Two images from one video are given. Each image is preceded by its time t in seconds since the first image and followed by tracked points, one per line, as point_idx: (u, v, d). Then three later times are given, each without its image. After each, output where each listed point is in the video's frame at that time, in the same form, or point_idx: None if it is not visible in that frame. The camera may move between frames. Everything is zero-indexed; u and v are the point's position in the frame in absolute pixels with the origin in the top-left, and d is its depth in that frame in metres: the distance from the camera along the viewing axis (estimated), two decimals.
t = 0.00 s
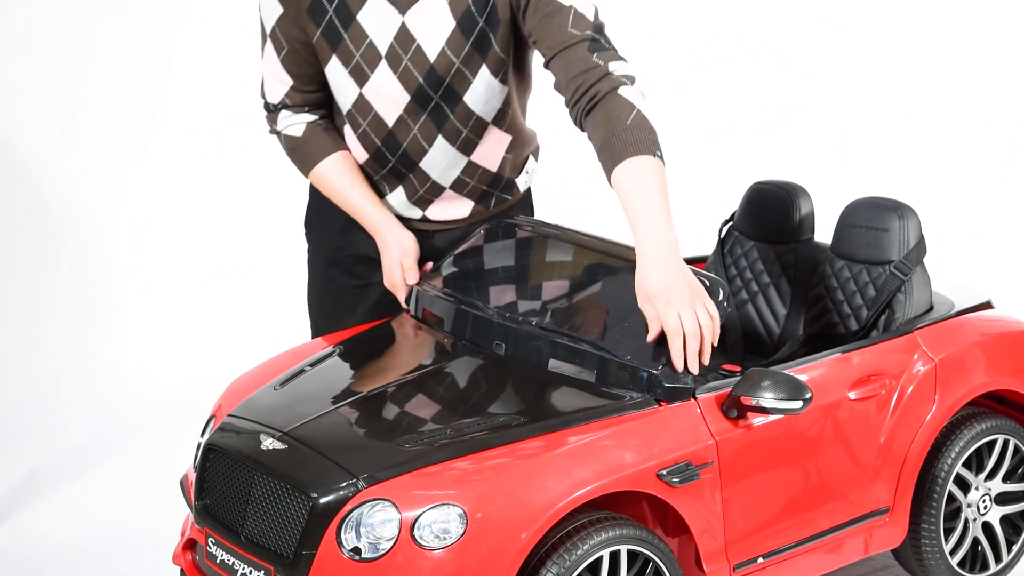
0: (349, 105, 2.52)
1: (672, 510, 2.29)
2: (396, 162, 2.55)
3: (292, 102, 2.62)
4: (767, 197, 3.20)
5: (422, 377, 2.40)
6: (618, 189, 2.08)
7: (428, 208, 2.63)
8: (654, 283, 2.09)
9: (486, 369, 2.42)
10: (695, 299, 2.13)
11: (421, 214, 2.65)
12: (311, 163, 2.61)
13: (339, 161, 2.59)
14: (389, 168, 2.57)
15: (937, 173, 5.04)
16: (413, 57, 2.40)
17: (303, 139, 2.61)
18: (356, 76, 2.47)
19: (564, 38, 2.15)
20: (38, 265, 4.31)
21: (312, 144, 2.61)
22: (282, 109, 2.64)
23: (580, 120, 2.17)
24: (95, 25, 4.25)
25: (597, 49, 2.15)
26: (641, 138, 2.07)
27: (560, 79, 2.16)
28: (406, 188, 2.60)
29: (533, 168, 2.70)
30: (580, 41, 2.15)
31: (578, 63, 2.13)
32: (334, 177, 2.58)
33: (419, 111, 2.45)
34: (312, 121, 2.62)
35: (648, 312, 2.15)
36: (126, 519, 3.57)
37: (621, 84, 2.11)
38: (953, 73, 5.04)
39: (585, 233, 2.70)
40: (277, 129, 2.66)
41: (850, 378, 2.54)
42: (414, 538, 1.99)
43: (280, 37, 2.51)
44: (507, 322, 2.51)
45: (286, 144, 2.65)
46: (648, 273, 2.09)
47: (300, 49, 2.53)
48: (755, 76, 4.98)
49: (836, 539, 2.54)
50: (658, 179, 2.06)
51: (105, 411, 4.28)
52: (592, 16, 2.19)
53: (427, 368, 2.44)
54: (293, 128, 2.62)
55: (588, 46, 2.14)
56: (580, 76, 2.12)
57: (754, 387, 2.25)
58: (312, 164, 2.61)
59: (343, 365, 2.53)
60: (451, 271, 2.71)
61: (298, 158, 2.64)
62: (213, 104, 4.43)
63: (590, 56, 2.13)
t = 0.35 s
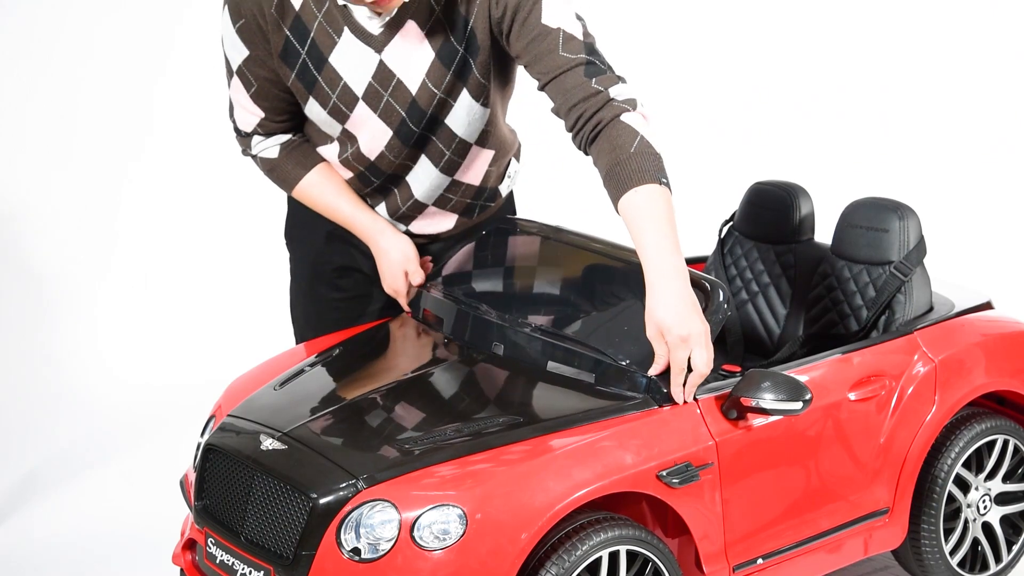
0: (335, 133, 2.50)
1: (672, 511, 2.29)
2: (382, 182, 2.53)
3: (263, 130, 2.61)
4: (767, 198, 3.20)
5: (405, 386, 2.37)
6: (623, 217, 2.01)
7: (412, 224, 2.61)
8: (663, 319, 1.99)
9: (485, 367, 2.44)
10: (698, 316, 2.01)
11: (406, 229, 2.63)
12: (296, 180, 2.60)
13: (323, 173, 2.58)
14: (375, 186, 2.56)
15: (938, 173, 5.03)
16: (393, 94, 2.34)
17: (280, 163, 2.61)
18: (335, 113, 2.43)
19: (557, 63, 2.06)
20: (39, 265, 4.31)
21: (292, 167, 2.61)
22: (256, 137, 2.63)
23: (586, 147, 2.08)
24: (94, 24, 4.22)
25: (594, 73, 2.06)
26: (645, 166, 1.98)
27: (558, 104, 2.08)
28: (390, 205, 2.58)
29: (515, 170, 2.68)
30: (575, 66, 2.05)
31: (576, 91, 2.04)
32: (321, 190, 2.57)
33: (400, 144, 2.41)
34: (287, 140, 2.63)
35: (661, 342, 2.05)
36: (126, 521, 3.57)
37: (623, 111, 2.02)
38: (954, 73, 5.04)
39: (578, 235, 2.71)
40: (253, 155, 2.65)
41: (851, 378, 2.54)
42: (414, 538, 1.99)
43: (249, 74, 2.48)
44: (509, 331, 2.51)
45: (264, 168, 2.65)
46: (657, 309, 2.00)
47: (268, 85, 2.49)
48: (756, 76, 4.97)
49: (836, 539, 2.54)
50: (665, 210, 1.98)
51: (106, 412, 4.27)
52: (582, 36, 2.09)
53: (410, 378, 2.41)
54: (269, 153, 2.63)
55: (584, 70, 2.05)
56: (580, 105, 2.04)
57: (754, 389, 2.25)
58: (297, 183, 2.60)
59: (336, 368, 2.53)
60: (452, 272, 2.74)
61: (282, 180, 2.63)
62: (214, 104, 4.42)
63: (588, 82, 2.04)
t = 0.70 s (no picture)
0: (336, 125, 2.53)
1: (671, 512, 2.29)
2: (383, 180, 2.56)
3: (286, 109, 2.68)
4: (766, 199, 3.19)
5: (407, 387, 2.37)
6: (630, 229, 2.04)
7: (416, 220, 2.66)
8: (672, 332, 2.04)
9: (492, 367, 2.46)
10: (718, 331, 2.05)
11: (410, 226, 2.69)
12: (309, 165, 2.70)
13: (336, 171, 2.69)
14: (374, 190, 2.60)
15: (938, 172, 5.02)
16: (399, 91, 2.39)
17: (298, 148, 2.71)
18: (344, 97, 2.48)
19: (562, 71, 2.11)
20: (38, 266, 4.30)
21: (306, 154, 2.71)
22: (280, 115, 2.70)
23: (590, 156, 2.12)
24: (94, 24, 4.21)
25: (597, 82, 2.10)
26: (652, 177, 2.02)
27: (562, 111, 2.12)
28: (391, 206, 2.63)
29: (522, 173, 2.73)
30: (580, 74, 2.10)
31: (579, 98, 2.08)
32: (329, 186, 2.67)
33: (405, 141, 2.44)
34: (309, 125, 2.70)
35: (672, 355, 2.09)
36: (125, 522, 3.56)
37: (625, 120, 2.06)
38: (954, 72, 5.03)
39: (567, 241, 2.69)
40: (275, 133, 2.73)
41: (850, 380, 2.54)
42: (413, 540, 1.99)
43: (274, 50, 2.56)
44: (501, 347, 2.55)
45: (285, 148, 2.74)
46: (667, 321, 2.04)
47: (291, 61, 2.56)
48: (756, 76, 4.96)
49: (835, 541, 2.54)
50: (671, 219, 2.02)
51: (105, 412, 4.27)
52: (590, 46, 2.14)
53: (413, 379, 2.41)
54: (290, 134, 2.70)
55: (588, 78, 2.10)
56: (583, 112, 2.08)
57: (754, 390, 2.25)
58: (310, 172, 2.70)
59: (335, 369, 2.53)
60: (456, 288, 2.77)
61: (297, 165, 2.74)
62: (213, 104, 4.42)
63: (592, 91, 2.08)
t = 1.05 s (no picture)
0: (392, 83, 2.51)
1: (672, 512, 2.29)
2: (422, 149, 2.56)
3: (343, 69, 2.61)
4: (766, 199, 3.20)
5: (441, 382, 2.39)
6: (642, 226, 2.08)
7: (454, 198, 2.62)
8: (666, 335, 2.08)
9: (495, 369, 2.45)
10: (716, 338, 2.07)
11: (444, 208, 2.64)
12: (349, 138, 2.63)
13: (375, 149, 2.62)
14: (418, 149, 2.56)
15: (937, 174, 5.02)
16: (447, 56, 2.42)
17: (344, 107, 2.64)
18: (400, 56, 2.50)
19: (601, 63, 2.17)
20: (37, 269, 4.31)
21: (351, 120, 2.64)
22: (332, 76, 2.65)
23: (614, 150, 2.16)
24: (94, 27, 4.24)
25: (633, 79, 2.15)
26: (669, 178, 2.05)
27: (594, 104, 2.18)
28: (432, 173, 2.59)
29: (563, 177, 2.70)
30: (616, 69, 2.16)
31: (611, 92, 2.15)
32: (361, 161, 2.61)
33: (453, 102, 2.45)
34: (359, 97, 2.64)
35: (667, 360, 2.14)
36: (124, 524, 3.57)
37: (652, 120, 2.10)
38: (953, 74, 5.04)
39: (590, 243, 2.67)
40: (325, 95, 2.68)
41: (850, 379, 2.54)
42: (414, 539, 1.99)
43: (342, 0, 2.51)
44: (500, 343, 2.56)
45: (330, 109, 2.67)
46: (665, 325, 2.08)
47: (358, 14, 2.51)
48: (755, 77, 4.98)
49: (836, 540, 2.54)
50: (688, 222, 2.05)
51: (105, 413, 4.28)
52: (633, 45, 2.20)
53: (445, 371, 2.45)
54: (338, 96, 2.65)
55: (624, 75, 2.15)
56: (614, 106, 2.14)
57: (754, 389, 2.25)
58: (346, 139, 2.64)
59: (335, 370, 2.53)
60: (484, 262, 2.75)
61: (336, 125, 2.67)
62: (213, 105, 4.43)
63: (626, 87, 2.14)
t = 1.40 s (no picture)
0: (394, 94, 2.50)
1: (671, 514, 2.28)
2: (430, 159, 2.53)
3: (335, 72, 2.60)
4: (767, 199, 3.21)
5: (440, 384, 2.39)
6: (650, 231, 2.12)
7: (457, 206, 2.63)
8: (665, 342, 2.11)
9: (495, 367, 2.46)
10: (717, 345, 2.11)
11: (449, 213, 2.66)
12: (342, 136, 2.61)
13: (367, 145, 2.60)
14: (419, 163, 2.55)
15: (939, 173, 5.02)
16: (461, 66, 2.37)
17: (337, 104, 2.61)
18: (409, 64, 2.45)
19: (619, 64, 2.17)
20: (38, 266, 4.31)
21: (343, 117, 2.61)
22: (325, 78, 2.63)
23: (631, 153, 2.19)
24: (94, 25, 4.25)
25: (651, 82, 2.16)
26: (680, 185, 2.08)
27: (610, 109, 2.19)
28: (434, 185, 2.59)
29: (564, 177, 2.72)
30: (635, 70, 2.16)
31: (628, 96, 2.15)
32: (353, 154, 2.59)
33: (460, 118, 2.43)
34: (351, 96, 2.61)
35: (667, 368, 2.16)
36: (126, 521, 3.56)
37: (668, 124, 2.12)
38: (953, 74, 5.04)
39: (590, 246, 2.69)
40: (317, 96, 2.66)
41: (850, 381, 2.54)
42: (413, 541, 1.99)
43: (339, 5, 2.49)
44: (500, 346, 2.56)
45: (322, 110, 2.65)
46: (663, 334, 2.11)
47: (354, 20, 2.50)
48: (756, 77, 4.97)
49: (836, 542, 2.54)
50: (694, 232, 2.09)
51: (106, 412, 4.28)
52: (651, 44, 2.20)
53: (444, 373, 2.45)
54: (329, 95, 2.62)
55: (642, 77, 2.16)
56: (630, 110, 2.15)
57: (753, 391, 2.25)
58: (336, 136, 2.62)
59: (335, 370, 2.53)
60: (482, 267, 2.77)
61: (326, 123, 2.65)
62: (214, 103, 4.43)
63: (643, 90, 2.15)
